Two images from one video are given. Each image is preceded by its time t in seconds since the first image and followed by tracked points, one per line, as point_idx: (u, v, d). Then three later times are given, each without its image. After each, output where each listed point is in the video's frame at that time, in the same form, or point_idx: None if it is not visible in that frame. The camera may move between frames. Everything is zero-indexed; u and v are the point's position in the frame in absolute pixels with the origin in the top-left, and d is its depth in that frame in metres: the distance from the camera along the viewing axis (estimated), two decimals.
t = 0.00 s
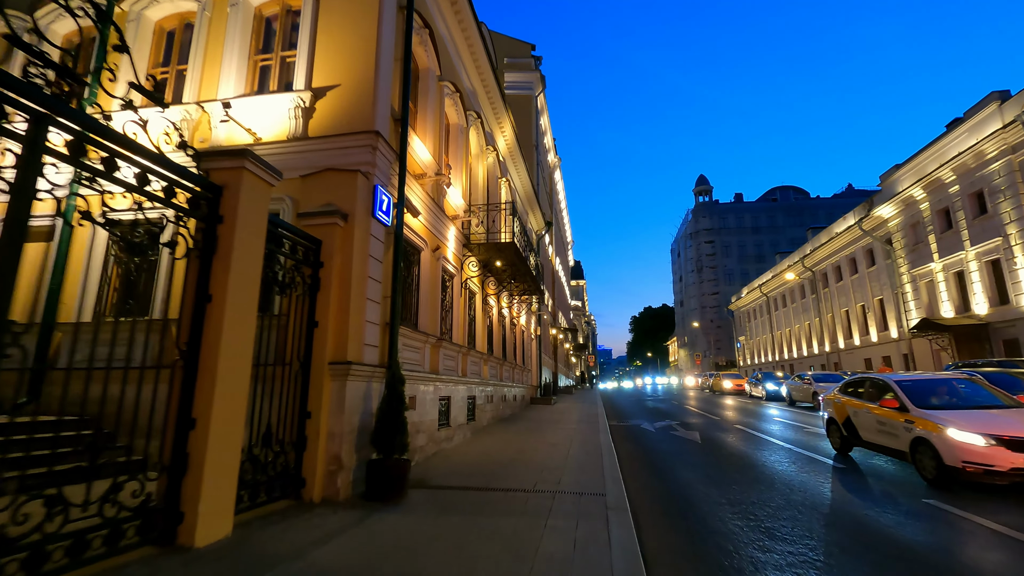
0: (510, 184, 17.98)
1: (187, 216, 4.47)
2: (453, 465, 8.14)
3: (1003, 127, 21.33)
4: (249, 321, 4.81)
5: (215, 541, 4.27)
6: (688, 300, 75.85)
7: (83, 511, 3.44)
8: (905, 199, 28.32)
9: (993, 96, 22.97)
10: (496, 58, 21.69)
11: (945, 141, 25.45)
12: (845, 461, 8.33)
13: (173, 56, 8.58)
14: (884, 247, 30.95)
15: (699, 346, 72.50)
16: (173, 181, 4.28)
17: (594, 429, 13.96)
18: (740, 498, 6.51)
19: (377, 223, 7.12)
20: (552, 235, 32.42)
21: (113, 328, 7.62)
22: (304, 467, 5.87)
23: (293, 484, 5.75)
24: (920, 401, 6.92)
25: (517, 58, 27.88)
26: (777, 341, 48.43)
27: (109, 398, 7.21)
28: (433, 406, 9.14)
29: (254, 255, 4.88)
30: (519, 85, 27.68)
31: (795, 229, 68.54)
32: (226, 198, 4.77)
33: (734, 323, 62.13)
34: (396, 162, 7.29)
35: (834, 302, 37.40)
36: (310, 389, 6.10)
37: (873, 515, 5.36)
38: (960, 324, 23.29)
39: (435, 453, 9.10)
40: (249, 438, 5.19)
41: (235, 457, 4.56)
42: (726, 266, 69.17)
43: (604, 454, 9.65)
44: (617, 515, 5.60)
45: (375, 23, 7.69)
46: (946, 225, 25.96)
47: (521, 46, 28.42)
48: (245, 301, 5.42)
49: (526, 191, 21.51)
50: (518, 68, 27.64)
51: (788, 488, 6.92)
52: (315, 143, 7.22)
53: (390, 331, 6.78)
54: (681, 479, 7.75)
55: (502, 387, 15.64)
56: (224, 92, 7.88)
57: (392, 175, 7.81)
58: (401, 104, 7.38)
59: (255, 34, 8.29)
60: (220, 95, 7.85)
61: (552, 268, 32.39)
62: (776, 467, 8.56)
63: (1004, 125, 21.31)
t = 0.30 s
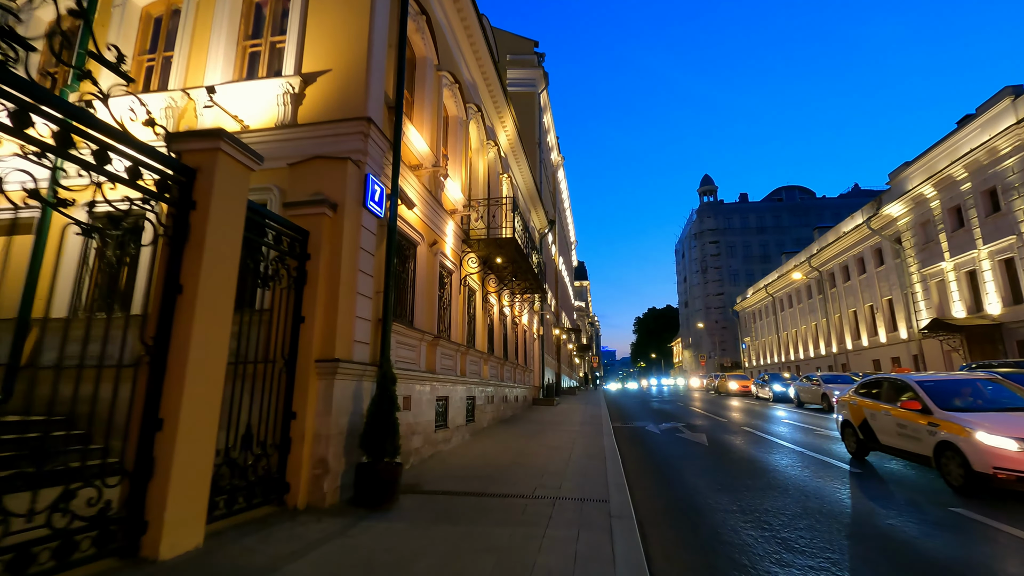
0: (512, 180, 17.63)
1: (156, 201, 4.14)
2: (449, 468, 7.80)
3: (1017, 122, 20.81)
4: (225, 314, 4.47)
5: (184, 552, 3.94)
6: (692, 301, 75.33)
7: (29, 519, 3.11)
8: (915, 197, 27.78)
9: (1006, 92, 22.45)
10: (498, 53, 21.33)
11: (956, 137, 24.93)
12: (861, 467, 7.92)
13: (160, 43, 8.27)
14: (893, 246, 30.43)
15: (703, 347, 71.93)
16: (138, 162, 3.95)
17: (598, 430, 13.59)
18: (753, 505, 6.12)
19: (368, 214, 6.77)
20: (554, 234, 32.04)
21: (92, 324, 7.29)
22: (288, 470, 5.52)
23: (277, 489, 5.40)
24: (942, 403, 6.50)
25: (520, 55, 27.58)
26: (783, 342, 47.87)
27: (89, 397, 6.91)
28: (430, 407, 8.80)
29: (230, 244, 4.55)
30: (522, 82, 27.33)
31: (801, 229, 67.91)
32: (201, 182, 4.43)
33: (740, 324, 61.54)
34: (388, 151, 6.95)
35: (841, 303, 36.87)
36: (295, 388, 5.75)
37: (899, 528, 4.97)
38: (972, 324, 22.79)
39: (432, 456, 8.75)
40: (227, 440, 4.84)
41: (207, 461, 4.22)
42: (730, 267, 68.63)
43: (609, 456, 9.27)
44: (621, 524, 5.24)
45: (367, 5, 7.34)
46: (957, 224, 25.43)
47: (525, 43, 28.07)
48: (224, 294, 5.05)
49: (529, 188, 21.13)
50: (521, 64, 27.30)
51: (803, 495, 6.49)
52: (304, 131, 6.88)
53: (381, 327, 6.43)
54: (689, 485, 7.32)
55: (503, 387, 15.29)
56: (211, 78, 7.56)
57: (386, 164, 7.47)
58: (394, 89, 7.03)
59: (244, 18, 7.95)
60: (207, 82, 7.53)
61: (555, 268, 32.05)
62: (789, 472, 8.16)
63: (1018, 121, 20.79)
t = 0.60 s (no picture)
0: (517, 177, 17.26)
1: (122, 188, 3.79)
2: (449, 474, 7.45)
3: None
4: (200, 312, 4.13)
5: (153, 571, 3.61)
6: (700, 300, 74.59)
7: None
8: (930, 193, 27.09)
9: None
10: (502, 48, 20.96)
11: (973, 131, 24.24)
12: (885, 474, 7.47)
13: (148, 33, 7.97)
14: (907, 243, 29.74)
15: (711, 346, 71.16)
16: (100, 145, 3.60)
17: (605, 433, 13.18)
18: (771, 516, 5.71)
19: (362, 207, 6.42)
20: (560, 232, 31.61)
21: (79, 323, 7.06)
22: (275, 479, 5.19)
23: (261, 499, 5.06)
24: (974, 407, 6.06)
25: (524, 50, 27.18)
26: (793, 341, 47.13)
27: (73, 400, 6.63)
28: (429, 409, 8.44)
29: (207, 237, 4.21)
30: (527, 78, 26.94)
31: (810, 227, 67.01)
32: (173, 170, 4.08)
33: (748, 324, 60.75)
34: (383, 141, 6.60)
35: (853, 301, 36.16)
36: (283, 392, 5.40)
37: (935, 544, 4.55)
38: (991, 323, 22.12)
39: (431, 461, 8.39)
40: (205, 448, 4.50)
41: (179, 472, 3.87)
42: (739, 265, 67.84)
43: (616, 461, 8.87)
44: (631, 538, 4.85)
45: None
46: (974, 220, 24.74)
47: (530, 39, 27.67)
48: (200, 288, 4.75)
49: (533, 185, 20.74)
50: (526, 61, 26.91)
51: (825, 505, 6.02)
52: (295, 120, 6.55)
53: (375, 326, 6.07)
54: (699, 493, 6.87)
55: (507, 388, 14.90)
56: (199, 67, 7.25)
57: (381, 156, 7.12)
58: (389, 76, 6.68)
59: (234, 5, 7.63)
60: (195, 71, 7.23)
61: (561, 267, 31.63)
62: (807, 478, 7.73)
63: None
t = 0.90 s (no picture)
0: (518, 172, 16.91)
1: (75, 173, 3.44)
2: (446, 479, 7.11)
3: None
4: (167, 307, 3.82)
5: None
6: (707, 299, 73.88)
7: None
8: (943, 186, 26.47)
9: None
10: (503, 42, 20.60)
11: (987, 122, 23.61)
12: (906, 478, 7.06)
13: (132, 21, 7.68)
14: (919, 238, 29.12)
15: (719, 345, 70.46)
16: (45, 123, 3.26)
17: (610, 433, 12.80)
18: (786, 524, 5.32)
19: (350, 197, 6.09)
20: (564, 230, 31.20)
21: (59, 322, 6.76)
22: (255, 485, 4.87)
23: (239, 507, 4.72)
24: (1006, 406, 5.64)
25: (526, 46, 26.79)
26: (802, 340, 46.44)
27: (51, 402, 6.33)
28: (426, 410, 8.09)
29: (173, 226, 3.89)
30: (529, 74, 26.56)
31: (818, 224, 66.18)
32: (135, 155, 3.76)
33: (756, 322, 60.07)
34: (372, 127, 6.27)
35: (863, 298, 35.52)
36: (264, 393, 5.08)
37: (971, 557, 4.15)
38: (1008, 319, 21.52)
39: (428, 464, 8.04)
40: (177, 453, 4.18)
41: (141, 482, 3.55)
42: (746, 263, 67.07)
43: (622, 463, 8.50)
44: (636, 549, 4.47)
45: None
46: (989, 214, 24.12)
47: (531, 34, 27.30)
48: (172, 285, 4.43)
49: (536, 181, 20.38)
50: (528, 56, 26.55)
51: (846, 512, 5.60)
52: (280, 107, 6.23)
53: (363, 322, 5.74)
54: (708, 496, 6.46)
55: (510, 388, 14.55)
56: (183, 54, 6.94)
57: (371, 144, 6.79)
58: (378, 60, 6.35)
59: None
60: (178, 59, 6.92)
61: (565, 265, 31.21)
62: (823, 481, 7.32)
63: None
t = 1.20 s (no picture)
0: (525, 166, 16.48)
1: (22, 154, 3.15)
2: (445, 485, 6.74)
3: None
4: (127, 302, 3.50)
5: None
6: (721, 296, 72.77)
7: None
8: (966, 177, 25.50)
9: None
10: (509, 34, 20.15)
11: (1014, 109, 22.63)
12: (939, 486, 6.56)
13: (118, 10, 7.40)
14: (942, 232, 28.16)
15: (733, 344, 69.34)
16: None
17: (621, 435, 12.34)
18: (812, 538, 4.85)
19: (340, 187, 5.75)
20: (574, 227, 30.69)
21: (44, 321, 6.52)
22: (235, 495, 4.53)
23: (216, 519, 4.39)
24: None
25: (534, 40, 26.32)
26: (819, 337, 45.39)
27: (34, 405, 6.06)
28: (426, 412, 7.74)
29: (133, 214, 3.55)
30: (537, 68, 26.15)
31: (835, 219, 64.77)
32: (89, 136, 3.43)
33: (771, 320, 58.93)
34: (363, 112, 5.91)
35: (883, 294, 34.53)
36: (245, 395, 4.74)
37: None
38: None
39: (429, 468, 7.69)
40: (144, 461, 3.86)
41: (97, 494, 3.23)
42: (760, 260, 65.88)
43: (633, 467, 8.06)
44: (646, 567, 4.06)
45: None
46: (1017, 206, 23.15)
47: (538, 27, 26.82)
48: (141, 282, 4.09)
49: (544, 176, 19.94)
50: (535, 50, 26.10)
51: (877, 525, 5.12)
52: (265, 93, 5.90)
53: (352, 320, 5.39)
54: (724, 505, 6.01)
55: (518, 388, 14.15)
56: (168, 41, 6.62)
57: (364, 132, 6.44)
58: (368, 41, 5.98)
59: None
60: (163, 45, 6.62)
61: (575, 262, 30.73)
62: (848, 488, 6.82)
63: None
